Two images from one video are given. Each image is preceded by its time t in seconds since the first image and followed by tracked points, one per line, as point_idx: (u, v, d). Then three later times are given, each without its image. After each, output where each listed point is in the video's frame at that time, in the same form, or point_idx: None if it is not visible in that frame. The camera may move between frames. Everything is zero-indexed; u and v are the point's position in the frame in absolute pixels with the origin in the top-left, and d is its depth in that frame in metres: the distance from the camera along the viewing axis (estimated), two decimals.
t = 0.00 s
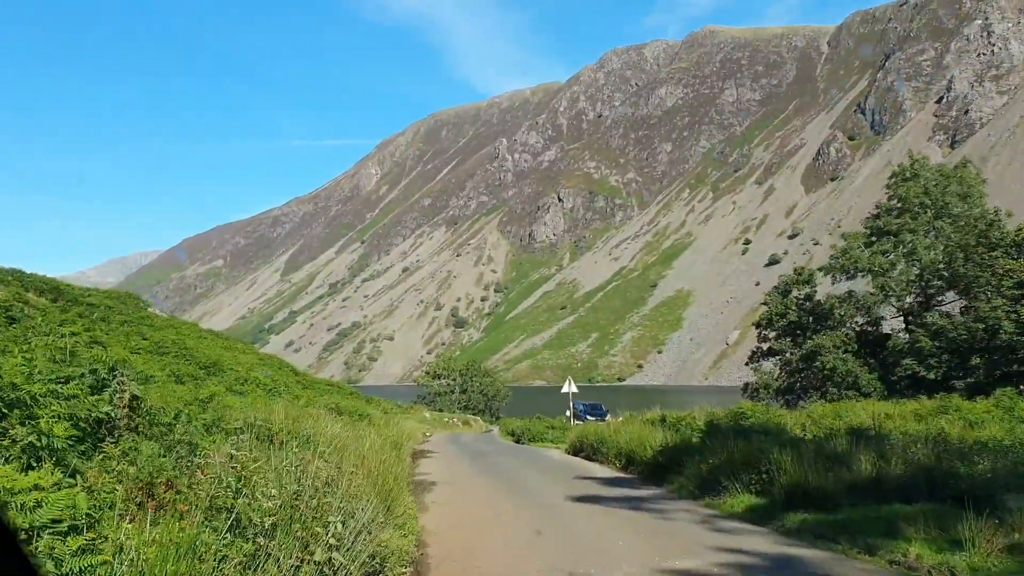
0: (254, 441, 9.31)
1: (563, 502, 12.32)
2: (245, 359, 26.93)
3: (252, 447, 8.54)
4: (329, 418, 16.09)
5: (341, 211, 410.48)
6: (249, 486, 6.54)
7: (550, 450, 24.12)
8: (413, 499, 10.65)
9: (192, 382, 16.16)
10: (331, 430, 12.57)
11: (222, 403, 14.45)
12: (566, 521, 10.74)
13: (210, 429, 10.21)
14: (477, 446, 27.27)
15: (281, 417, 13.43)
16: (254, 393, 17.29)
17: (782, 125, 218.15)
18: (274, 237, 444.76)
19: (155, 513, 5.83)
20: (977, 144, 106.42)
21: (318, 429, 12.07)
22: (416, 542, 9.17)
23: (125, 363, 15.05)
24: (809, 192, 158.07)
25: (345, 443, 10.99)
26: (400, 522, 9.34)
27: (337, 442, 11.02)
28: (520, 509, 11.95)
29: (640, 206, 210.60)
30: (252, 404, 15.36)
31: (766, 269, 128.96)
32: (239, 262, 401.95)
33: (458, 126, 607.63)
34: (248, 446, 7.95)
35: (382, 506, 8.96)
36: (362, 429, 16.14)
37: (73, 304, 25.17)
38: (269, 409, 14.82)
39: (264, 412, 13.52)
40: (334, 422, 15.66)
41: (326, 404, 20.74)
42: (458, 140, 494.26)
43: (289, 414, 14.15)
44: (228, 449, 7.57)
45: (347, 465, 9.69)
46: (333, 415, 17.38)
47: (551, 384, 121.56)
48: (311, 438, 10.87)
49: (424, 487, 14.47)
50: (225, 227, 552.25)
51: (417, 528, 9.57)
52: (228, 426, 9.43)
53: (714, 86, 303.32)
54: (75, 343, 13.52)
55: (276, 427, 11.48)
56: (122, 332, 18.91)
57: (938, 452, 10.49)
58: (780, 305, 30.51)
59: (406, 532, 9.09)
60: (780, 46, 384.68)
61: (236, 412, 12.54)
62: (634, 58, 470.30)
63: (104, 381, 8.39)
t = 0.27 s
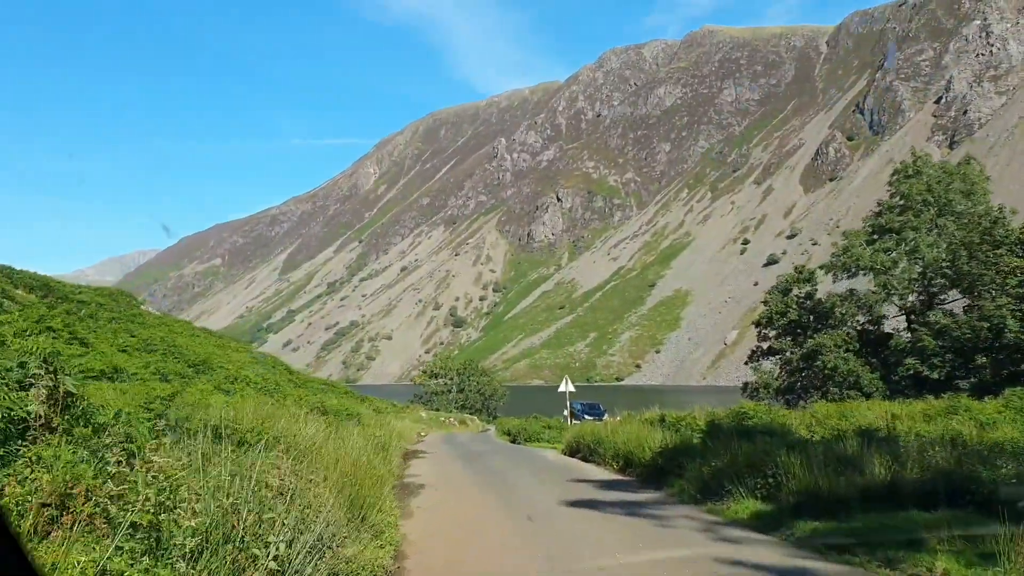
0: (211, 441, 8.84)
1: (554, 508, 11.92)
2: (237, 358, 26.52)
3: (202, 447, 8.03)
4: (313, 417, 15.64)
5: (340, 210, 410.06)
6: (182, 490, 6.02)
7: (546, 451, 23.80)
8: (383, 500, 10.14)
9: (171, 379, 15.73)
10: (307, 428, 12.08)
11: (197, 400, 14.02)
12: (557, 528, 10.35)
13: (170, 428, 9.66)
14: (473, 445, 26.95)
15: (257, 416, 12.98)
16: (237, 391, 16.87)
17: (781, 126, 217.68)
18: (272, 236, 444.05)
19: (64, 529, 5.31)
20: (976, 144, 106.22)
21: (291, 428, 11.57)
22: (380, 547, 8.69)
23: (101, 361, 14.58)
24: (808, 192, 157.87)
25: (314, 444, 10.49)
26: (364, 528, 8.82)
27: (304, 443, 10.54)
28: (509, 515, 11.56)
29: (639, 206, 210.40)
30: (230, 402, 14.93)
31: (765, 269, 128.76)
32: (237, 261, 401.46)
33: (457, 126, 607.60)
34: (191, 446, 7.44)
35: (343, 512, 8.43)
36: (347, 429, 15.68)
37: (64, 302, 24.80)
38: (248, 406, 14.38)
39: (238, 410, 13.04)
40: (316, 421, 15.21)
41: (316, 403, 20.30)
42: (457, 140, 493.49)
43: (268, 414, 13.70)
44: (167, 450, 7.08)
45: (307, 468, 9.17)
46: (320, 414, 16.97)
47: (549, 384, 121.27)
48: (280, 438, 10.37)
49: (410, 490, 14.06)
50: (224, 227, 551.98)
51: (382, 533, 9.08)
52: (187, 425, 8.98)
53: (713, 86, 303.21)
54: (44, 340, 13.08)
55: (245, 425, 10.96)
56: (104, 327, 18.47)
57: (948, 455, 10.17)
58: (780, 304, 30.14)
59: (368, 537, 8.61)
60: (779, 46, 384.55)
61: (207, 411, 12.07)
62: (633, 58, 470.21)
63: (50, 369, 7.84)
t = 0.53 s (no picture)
0: (160, 440, 8.35)
1: (544, 513, 11.47)
2: (224, 354, 26.04)
3: (145, 447, 7.53)
4: (291, 416, 15.17)
5: (336, 208, 409.32)
6: (99, 503, 5.48)
7: (539, 450, 23.46)
8: (347, 503, 9.64)
9: (146, 373, 15.25)
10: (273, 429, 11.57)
11: (168, 394, 13.54)
12: (548, 534, 9.93)
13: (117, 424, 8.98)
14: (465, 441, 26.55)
15: (225, 415, 12.48)
16: (216, 386, 16.38)
17: (778, 125, 217.35)
18: (269, 233, 443.11)
19: None
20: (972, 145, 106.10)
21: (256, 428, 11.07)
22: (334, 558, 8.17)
23: (71, 355, 14.11)
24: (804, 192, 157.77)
25: (276, 446, 9.96)
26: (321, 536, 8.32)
27: (267, 445, 10.03)
28: (499, 519, 11.13)
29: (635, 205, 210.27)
30: (205, 397, 14.47)
31: (761, 269, 128.61)
32: (233, 259, 400.58)
33: (453, 124, 606.85)
34: (129, 445, 6.96)
35: (298, 520, 7.93)
36: (326, 426, 15.23)
37: (51, 297, 24.34)
38: (220, 403, 13.94)
39: (207, 407, 12.53)
40: (293, 419, 14.72)
41: (300, 400, 19.83)
42: (454, 138, 492.77)
43: (240, 411, 13.20)
44: (97, 454, 6.54)
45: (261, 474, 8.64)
46: (300, 412, 16.50)
47: (545, 383, 120.90)
48: (241, 437, 9.85)
49: (394, 493, 13.60)
50: (220, 224, 550.86)
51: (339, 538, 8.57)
52: (136, 425, 8.49)
53: (710, 85, 303.26)
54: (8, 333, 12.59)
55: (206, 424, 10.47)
56: (83, 321, 17.99)
57: (958, 458, 9.81)
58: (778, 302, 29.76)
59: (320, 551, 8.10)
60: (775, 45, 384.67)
61: (172, 409, 11.57)
62: (630, 56, 469.86)
63: None
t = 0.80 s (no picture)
0: (98, 443, 7.69)
1: (529, 520, 11.00)
2: (208, 349, 25.45)
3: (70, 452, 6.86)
4: (265, 416, 14.60)
5: (330, 205, 408.17)
6: None
7: (531, 449, 23.07)
8: (303, 501, 9.08)
9: (114, 366, 14.69)
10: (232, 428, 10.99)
11: (132, 388, 13.01)
12: (533, 542, 9.42)
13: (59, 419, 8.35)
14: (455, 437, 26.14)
15: (186, 410, 11.91)
16: (190, 382, 15.84)
17: (771, 125, 217.22)
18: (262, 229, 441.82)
19: None
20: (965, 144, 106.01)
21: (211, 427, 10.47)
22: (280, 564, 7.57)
23: (34, 352, 13.58)
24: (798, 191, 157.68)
25: (228, 444, 9.35)
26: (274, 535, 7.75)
27: (217, 443, 9.47)
28: (485, 528, 10.68)
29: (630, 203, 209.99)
30: (176, 393, 13.91)
31: (755, 267, 128.47)
32: (226, 255, 399.11)
33: (448, 120, 605.92)
34: (46, 450, 6.29)
35: (242, 523, 7.32)
36: (301, 428, 14.63)
37: (36, 292, 23.79)
38: (187, 400, 13.39)
39: (167, 403, 11.96)
40: (265, 419, 14.13)
41: (281, 398, 19.24)
42: (448, 134, 491.44)
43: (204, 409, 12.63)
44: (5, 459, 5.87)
45: (200, 477, 8.10)
46: (277, 410, 15.92)
47: (538, 380, 120.48)
48: (192, 436, 9.31)
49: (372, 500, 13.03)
50: (213, 220, 548.84)
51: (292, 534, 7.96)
52: (64, 425, 7.93)
53: (704, 84, 303.05)
54: None
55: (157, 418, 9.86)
56: (57, 312, 17.36)
57: (975, 461, 9.44)
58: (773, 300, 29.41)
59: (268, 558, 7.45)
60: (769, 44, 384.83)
61: (128, 403, 10.97)
62: (625, 54, 469.56)
63: None
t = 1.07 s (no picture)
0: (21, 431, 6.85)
1: (518, 517, 10.45)
2: (193, 337, 24.82)
3: None
4: (238, 406, 13.92)
5: (324, 194, 406.60)
6: None
7: (524, 440, 22.58)
8: (259, 489, 8.35)
9: (80, 352, 14.03)
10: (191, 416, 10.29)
11: (94, 374, 12.32)
12: (522, 539, 8.86)
13: None
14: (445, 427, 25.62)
15: (145, 397, 11.20)
16: (162, 369, 15.16)
17: (767, 115, 216.46)
18: (256, 218, 440.01)
19: None
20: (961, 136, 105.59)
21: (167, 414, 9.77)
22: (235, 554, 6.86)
23: None
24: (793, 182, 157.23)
25: (178, 431, 8.67)
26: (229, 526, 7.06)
27: (168, 433, 8.74)
28: (473, 525, 10.14)
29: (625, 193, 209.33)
30: (141, 381, 13.23)
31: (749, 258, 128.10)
32: (219, 244, 397.22)
33: (443, 109, 603.53)
34: None
35: (183, 513, 6.64)
36: (276, 419, 13.98)
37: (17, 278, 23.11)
38: (152, 388, 12.70)
39: (125, 390, 11.27)
40: (237, 411, 13.43)
41: (262, 387, 18.58)
42: (443, 123, 489.28)
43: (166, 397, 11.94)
44: None
45: (133, 469, 7.43)
46: (253, 400, 15.26)
47: (532, 370, 120.06)
48: (143, 422, 8.63)
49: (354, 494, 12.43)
50: (207, 209, 546.41)
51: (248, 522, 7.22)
52: None
53: (700, 74, 302.23)
54: None
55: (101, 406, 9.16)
56: (25, 297, 16.68)
57: (1001, 456, 8.90)
58: (773, 289, 28.94)
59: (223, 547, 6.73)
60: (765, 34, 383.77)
61: (81, 389, 10.29)
62: (621, 45, 468.11)
63: None
